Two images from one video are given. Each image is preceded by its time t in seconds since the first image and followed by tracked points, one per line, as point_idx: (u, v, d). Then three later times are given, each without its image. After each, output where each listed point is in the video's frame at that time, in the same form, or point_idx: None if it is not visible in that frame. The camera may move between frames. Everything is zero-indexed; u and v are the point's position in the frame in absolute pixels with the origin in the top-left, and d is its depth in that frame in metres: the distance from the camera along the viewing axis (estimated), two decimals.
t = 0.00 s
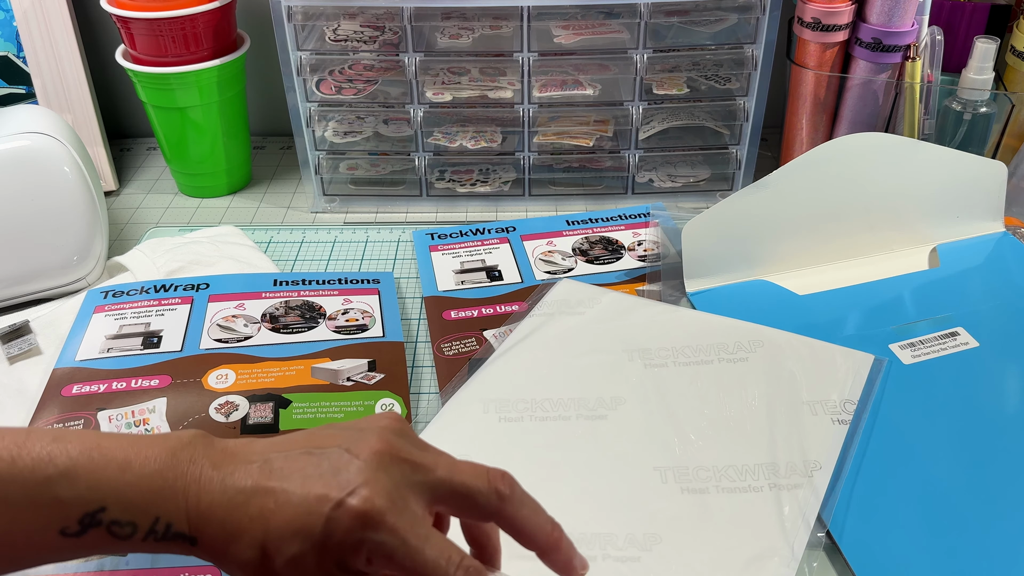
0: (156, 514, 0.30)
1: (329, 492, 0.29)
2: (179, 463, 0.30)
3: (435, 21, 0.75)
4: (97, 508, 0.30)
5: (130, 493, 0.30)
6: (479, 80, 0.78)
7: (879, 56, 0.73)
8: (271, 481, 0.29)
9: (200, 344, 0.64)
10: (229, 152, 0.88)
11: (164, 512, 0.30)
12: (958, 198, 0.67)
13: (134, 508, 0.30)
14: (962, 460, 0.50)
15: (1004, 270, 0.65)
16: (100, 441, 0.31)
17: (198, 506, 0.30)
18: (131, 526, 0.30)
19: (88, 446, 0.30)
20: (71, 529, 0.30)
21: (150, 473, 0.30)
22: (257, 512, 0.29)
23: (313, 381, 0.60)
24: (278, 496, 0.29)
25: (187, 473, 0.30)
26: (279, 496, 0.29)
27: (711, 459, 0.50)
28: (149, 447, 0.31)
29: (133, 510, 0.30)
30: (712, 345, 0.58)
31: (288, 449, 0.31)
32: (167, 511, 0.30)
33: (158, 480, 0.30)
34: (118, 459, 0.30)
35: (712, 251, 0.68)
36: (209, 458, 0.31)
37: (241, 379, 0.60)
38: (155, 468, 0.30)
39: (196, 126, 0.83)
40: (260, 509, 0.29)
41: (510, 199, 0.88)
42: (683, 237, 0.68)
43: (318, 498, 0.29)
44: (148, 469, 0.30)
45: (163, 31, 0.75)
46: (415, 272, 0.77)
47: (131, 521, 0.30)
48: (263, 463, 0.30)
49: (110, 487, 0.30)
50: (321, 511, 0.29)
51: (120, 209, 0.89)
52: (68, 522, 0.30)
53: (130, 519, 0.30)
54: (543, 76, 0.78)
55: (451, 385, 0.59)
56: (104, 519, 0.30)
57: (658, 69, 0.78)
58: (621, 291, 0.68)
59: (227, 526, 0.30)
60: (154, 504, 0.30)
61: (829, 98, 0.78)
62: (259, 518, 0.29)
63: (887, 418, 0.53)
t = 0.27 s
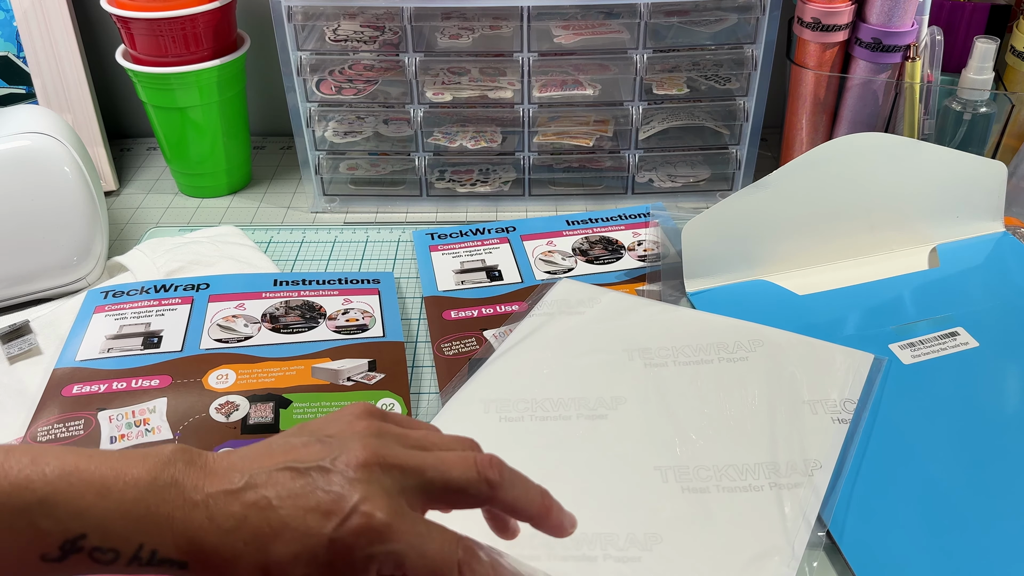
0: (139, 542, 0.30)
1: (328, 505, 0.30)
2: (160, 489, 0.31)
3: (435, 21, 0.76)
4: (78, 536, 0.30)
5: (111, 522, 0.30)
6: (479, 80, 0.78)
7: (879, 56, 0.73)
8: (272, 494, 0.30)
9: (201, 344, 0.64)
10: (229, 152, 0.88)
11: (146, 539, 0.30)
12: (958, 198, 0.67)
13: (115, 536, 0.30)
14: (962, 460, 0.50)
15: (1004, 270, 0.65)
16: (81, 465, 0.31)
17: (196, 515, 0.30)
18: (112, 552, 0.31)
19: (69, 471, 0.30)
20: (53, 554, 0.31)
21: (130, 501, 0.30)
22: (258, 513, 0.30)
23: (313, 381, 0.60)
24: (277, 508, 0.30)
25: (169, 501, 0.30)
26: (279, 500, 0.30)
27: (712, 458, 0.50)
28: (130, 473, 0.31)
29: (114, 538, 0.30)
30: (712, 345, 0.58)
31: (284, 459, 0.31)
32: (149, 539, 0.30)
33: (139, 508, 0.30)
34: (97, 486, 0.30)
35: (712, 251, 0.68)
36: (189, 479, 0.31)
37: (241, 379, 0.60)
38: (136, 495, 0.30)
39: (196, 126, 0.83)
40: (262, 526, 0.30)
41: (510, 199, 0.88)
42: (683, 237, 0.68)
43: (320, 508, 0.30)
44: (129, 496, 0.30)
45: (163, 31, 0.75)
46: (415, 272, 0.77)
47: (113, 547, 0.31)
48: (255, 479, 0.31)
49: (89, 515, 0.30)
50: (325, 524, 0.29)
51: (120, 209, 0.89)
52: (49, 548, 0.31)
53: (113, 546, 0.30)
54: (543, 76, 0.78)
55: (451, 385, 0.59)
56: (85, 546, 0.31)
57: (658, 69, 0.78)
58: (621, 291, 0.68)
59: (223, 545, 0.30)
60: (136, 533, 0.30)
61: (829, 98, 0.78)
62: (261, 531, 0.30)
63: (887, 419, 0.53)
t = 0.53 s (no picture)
0: None
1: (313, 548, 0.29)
2: (143, 526, 0.29)
3: (435, 21, 0.76)
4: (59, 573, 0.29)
5: (95, 560, 0.29)
6: (479, 80, 0.78)
7: (879, 56, 0.73)
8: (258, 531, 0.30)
9: (201, 344, 0.64)
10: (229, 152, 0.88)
11: None
12: (958, 198, 0.67)
13: None
14: (962, 460, 0.50)
15: (1004, 270, 0.65)
16: (60, 498, 0.29)
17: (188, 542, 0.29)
18: None
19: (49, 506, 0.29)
20: None
21: (113, 537, 0.29)
22: (248, 543, 0.29)
23: (313, 381, 0.61)
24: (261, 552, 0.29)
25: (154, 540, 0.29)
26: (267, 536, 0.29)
27: (712, 458, 0.50)
28: (112, 507, 0.29)
29: None
30: (712, 344, 0.58)
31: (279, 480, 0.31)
32: None
33: (124, 546, 0.29)
34: (78, 520, 0.29)
35: (712, 251, 0.68)
36: (171, 518, 0.30)
37: (242, 379, 0.60)
38: (119, 534, 0.29)
39: (196, 126, 0.83)
40: (246, 569, 0.29)
41: (510, 199, 0.88)
42: (683, 238, 0.68)
43: (306, 548, 0.29)
44: (112, 535, 0.29)
45: (163, 31, 0.75)
46: (415, 272, 0.77)
47: None
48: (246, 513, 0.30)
49: (71, 553, 0.28)
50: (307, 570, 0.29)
51: (120, 209, 0.89)
52: None
53: None
54: (543, 76, 0.78)
55: (452, 385, 0.59)
56: None
57: (658, 69, 0.78)
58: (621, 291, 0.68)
59: None
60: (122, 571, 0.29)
61: (829, 98, 0.78)
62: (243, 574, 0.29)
63: (887, 419, 0.53)
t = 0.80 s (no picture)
0: (141, 556, 0.31)
1: (324, 532, 0.31)
2: (161, 503, 0.31)
3: (435, 21, 0.76)
4: (79, 547, 0.31)
5: (114, 535, 0.31)
6: (479, 80, 0.78)
7: (879, 56, 0.73)
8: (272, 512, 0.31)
9: (201, 344, 0.64)
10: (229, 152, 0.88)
11: (151, 554, 0.31)
12: (958, 198, 0.67)
13: (117, 550, 0.31)
14: (962, 460, 0.50)
15: (1003, 271, 0.65)
16: (81, 476, 0.31)
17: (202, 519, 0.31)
18: (114, 565, 0.31)
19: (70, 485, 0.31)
20: (54, 562, 0.31)
21: (134, 513, 0.31)
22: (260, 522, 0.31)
23: (313, 381, 0.61)
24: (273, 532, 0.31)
25: (172, 515, 0.31)
26: (279, 518, 0.31)
27: (712, 457, 0.50)
28: (132, 485, 0.32)
29: (117, 552, 0.31)
30: (712, 344, 0.58)
31: (289, 466, 0.33)
32: (153, 553, 0.31)
33: (142, 522, 0.31)
34: (99, 497, 0.31)
35: (712, 251, 0.68)
36: (188, 497, 0.32)
37: (242, 379, 0.60)
38: (137, 510, 0.31)
39: (196, 126, 0.83)
40: (256, 551, 0.31)
41: (510, 199, 0.88)
42: (683, 238, 0.68)
43: (318, 531, 0.31)
44: (131, 510, 0.31)
45: (163, 31, 0.76)
46: (415, 272, 0.77)
47: (114, 560, 0.31)
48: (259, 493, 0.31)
49: (93, 528, 0.31)
50: (320, 554, 0.31)
51: (120, 209, 0.89)
52: (50, 556, 0.31)
53: (114, 558, 0.31)
54: (543, 76, 0.78)
55: (452, 385, 0.59)
56: (86, 557, 0.31)
57: (658, 69, 0.78)
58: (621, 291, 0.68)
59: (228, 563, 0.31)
60: (139, 547, 0.31)
61: (829, 98, 0.78)
62: (257, 554, 0.31)
63: (887, 419, 0.53)
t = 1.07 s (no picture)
0: (140, 524, 0.31)
1: (348, 479, 0.31)
2: (157, 472, 0.31)
3: (435, 20, 0.76)
4: (75, 517, 0.31)
5: (111, 504, 0.31)
6: (479, 80, 0.78)
7: (879, 56, 0.73)
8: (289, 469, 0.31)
9: (201, 344, 0.64)
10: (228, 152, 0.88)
11: (149, 523, 0.31)
12: (958, 198, 0.67)
13: (114, 520, 0.31)
14: (961, 459, 0.50)
15: (1003, 270, 0.65)
16: (75, 449, 0.31)
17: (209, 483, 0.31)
18: (112, 535, 0.32)
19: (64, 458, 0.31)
20: (49, 535, 0.32)
21: (130, 483, 0.31)
22: (275, 480, 0.31)
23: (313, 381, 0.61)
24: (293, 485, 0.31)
25: (170, 480, 0.31)
26: (296, 472, 0.31)
27: (711, 457, 0.50)
28: (127, 456, 0.32)
29: (114, 522, 0.31)
30: (711, 343, 0.58)
31: (301, 426, 0.33)
32: (152, 521, 0.31)
33: (139, 489, 0.31)
34: (94, 468, 0.31)
35: (712, 251, 0.68)
36: (188, 463, 0.32)
37: (242, 379, 0.60)
38: (134, 477, 0.31)
39: (196, 126, 0.83)
40: (265, 522, 0.31)
41: (510, 199, 0.88)
42: (683, 238, 0.68)
43: (340, 477, 0.31)
44: (128, 476, 0.31)
45: (163, 31, 0.76)
46: (415, 272, 0.77)
47: (112, 530, 0.32)
48: (272, 451, 0.32)
49: (89, 499, 0.31)
50: (343, 501, 0.31)
51: (120, 209, 0.89)
52: (44, 529, 0.32)
53: (112, 528, 0.32)
54: (543, 76, 0.78)
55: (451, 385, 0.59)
56: (83, 528, 0.32)
57: (658, 69, 0.78)
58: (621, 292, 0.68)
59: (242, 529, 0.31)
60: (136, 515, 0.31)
61: (829, 98, 0.78)
62: (274, 511, 0.31)
63: (886, 419, 0.53)
